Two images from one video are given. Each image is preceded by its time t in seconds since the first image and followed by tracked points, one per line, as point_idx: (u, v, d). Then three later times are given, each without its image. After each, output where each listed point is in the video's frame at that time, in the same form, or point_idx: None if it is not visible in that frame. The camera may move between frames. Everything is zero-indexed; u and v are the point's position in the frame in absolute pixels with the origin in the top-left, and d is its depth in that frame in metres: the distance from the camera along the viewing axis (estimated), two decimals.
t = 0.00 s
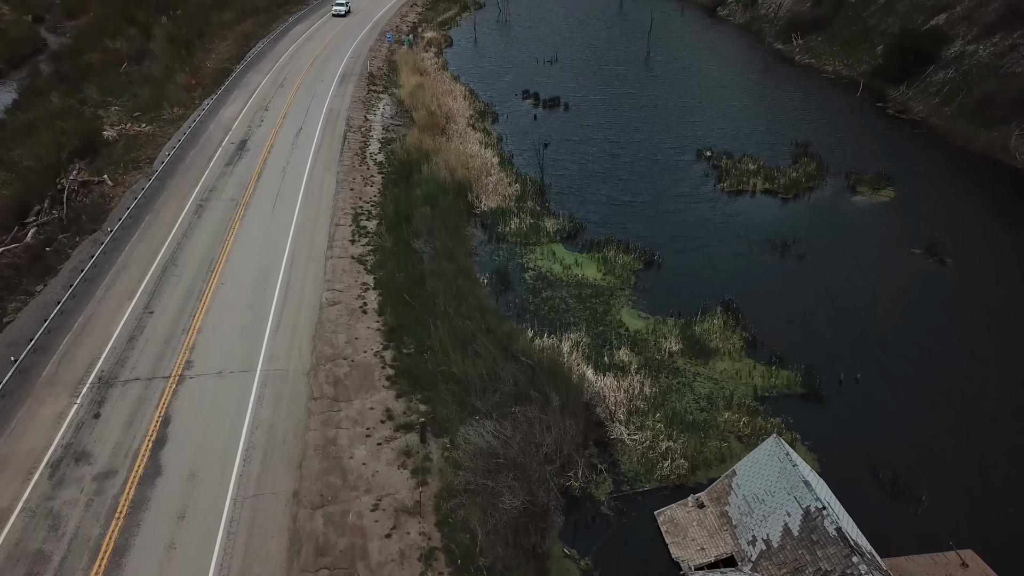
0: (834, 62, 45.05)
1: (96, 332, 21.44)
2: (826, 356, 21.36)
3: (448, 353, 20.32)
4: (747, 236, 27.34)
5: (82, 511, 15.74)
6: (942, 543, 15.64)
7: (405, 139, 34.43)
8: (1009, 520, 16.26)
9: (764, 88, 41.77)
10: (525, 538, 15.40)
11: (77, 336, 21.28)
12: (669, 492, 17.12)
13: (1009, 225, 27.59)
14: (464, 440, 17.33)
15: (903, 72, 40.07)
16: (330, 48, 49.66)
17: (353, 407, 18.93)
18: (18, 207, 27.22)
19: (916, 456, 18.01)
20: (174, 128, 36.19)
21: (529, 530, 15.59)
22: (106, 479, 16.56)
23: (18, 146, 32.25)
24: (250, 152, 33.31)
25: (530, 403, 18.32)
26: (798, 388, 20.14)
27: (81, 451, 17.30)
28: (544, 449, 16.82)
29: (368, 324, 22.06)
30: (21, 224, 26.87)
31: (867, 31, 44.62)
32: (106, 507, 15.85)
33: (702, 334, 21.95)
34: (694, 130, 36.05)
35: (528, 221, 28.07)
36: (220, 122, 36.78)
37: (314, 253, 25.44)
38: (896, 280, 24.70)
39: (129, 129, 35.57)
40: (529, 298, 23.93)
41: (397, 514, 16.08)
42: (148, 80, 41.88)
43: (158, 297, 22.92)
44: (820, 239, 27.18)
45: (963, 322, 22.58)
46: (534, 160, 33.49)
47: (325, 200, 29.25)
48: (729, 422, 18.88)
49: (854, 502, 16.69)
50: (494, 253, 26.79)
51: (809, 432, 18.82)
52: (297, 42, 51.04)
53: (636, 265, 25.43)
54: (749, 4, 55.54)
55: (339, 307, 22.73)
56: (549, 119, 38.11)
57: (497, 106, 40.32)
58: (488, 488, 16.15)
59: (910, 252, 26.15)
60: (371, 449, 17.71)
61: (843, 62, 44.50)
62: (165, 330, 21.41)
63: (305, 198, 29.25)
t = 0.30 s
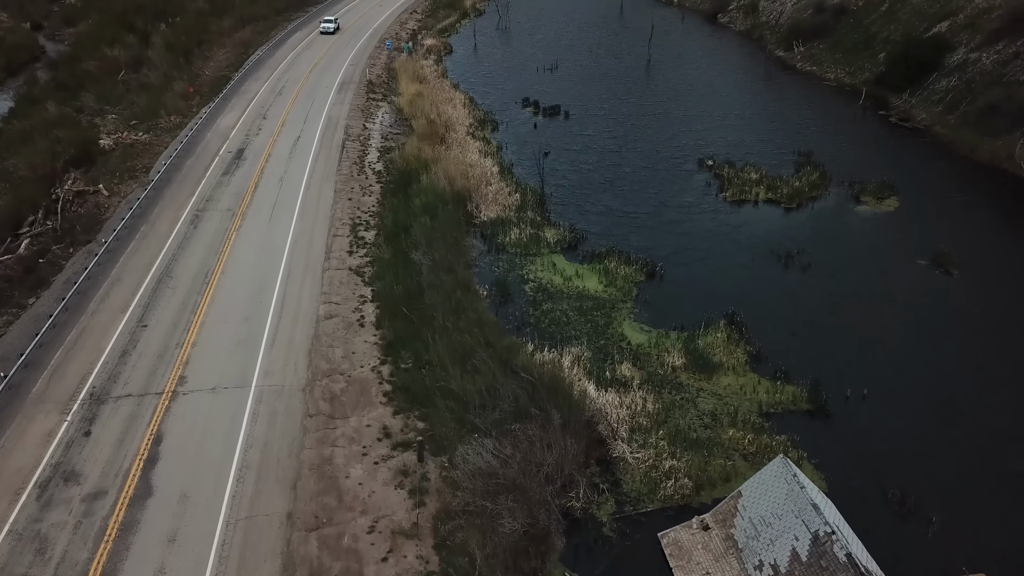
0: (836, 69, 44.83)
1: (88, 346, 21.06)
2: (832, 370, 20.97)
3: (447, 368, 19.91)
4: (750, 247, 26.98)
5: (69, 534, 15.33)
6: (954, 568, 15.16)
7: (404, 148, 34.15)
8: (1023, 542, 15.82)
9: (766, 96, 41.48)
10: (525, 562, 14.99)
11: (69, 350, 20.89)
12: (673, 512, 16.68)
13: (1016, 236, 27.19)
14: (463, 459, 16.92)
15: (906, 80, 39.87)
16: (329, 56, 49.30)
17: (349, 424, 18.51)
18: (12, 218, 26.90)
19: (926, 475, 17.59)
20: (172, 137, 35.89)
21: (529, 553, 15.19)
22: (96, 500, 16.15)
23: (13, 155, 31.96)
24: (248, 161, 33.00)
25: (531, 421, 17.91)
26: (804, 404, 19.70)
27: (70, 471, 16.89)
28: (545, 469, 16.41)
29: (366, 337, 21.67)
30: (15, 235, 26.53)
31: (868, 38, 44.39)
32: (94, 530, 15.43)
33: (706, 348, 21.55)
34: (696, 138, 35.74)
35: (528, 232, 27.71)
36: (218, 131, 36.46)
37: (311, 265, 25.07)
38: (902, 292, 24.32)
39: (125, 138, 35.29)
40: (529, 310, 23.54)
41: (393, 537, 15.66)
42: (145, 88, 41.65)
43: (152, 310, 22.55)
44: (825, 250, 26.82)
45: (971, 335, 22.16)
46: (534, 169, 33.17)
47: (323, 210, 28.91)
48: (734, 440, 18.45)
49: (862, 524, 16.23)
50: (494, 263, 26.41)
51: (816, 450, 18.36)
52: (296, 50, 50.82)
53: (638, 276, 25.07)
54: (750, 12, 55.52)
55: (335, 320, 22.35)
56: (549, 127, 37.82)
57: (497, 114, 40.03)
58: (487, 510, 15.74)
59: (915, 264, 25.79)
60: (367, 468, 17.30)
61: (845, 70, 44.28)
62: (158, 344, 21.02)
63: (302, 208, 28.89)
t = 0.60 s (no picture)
0: (838, 77, 44.63)
1: (80, 361, 20.67)
2: (838, 384, 20.58)
3: (445, 384, 19.49)
4: (753, 258, 26.62)
5: (56, 557, 14.91)
6: None
7: (403, 157, 33.85)
8: None
9: (768, 104, 41.20)
10: None
11: (61, 365, 20.50)
12: (677, 534, 16.24)
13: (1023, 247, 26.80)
14: (462, 479, 16.50)
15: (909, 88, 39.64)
16: (328, 64, 48.98)
17: (345, 442, 18.12)
18: (5, 229, 26.56)
19: (935, 494, 17.15)
20: (168, 146, 35.59)
21: None
22: (84, 521, 15.73)
23: (8, 164, 31.66)
24: (245, 170, 32.66)
25: (531, 439, 17.49)
26: (810, 421, 19.28)
27: (59, 491, 16.49)
28: (545, 490, 15.97)
29: (363, 352, 21.28)
30: (8, 246, 26.18)
31: (870, 46, 44.15)
32: (82, 553, 15.02)
33: (709, 363, 21.17)
34: (697, 147, 35.41)
35: (528, 242, 27.35)
36: (215, 139, 36.14)
37: (308, 276, 24.72)
38: (908, 304, 23.94)
39: (122, 147, 35.00)
40: (530, 323, 23.14)
41: (389, 560, 15.23)
42: (143, 95, 41.41)
43: (145, 324, 22.17)
44: (828, 261, 26.47)
45: (979, 349, 21.76)
46: (534, 178, 32.87)
47: (320, 220, 28.56)
48: (739, 458, 18.02)
49: (871, 546, 15.80)
50: (493, 274, 26.01)
51: (823, 468, 17.92)
52: (295, 57, 50.60)
53: (639, 288, 24.70)
54: (750, 19, 55.58)
55: (332, 334, 21.97)
56: (549, 135, 37.52)
57: (497, 123, 39.75)
58: (486, 532, 15.32)
59: (921, 275, 25.42)
60: (364, 488, 16.88)
61: (847, 78, 44.06)
62: (151, 359, 20.63)
63: (300, 218, 28.55)
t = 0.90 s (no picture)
0: (840, 86, 44.42)
1: (72, 376, 20.28)
2: (843, 399, 20.21)
3: (443, 401, 19.07)
4: (756, 270, 26.27)
5: None
6: None
7: (402, 166, 33.59)
8: None
9: (771, 113, 40.91)
10: None
11: (52, 380, 20.12)
12: (681, 557, 15.78)
13: None
14: (460, 500, 16.09)
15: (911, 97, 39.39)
16: (327, 72, 48.76)
17: (341, 461, 17.72)
18: None
19: (946, 515, 16.70)
20: (165, 155, 35.31)
21: None
22: (72, 544, 15.31)
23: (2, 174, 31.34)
24: (242, 180, 32.35)
25: (531, 458, 17.07)
26: (816, 439, 18.85)
27: (47, 513, 16.07)
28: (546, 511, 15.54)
29: (360, 367, 20.90)
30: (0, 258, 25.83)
31: (872, 54, 43.92)
32: None
33: (712, 378, 20.78)
34: (699, 157, 35.09)
35: (527, 254, 27.02)
36: (213, 149, 35.87)
37: (305, 289, 24.36)
38: (913, 317, 23.57)
39: (118, 156, 34.72)
40: (530, 336, 22.76)
41: None
42: (140, 104, 41.18)
43: (139, 338, 21.79)
44: (832, 273, 26.12)
45: (987, 364, 21.33)
46: (534, 188, 32.59)
47: (318, 231, 28.22)
48: (744, 478, 17.59)
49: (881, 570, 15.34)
50: (493, 286, 25.63)
51: (830, 488, 17.48)
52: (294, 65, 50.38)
53: (641, 301, 24.34)
54: (751, 27, 55.52)
55: (328, 348, 21.59)
56: (550, 145, 37.25)
57: (496, 132, 39.50)
58: (485, 556, 14.89)
59: (926, 287, 25.06)
60: (360, 509, 16.46)
61: (849, 86, 43.85)
62: (144, 375, 20.24)
63: (297, 230, 28.21)
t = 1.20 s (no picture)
0: (842, 94, 44.20)
1: (63, 392, 19.88)
2: (849, 416, 19.78)
3: (441, 417, 18.66)
4: (759, 282, 25.91)
5: None
6: None
7: (401, 176, 33.32)
8: None
9: (773, 122, 40.63)
10: None
11: (42, 396, 19.72)
12: None
13: None
14: (458, 522, 15.66)
15: (914, 106, 39.15)
16: (326, 80, 48.52)
17: (337, 480, 17.32)
18: None
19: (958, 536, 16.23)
20: (162, 165, 35.01)
21: None
22: (60, 568, 14.89)
23: None
24: (239, 190, 32.02)
25: (531, 477, 16.65)
26: (822, 457, 18.43)
27: (34, 535, 15.65)
28: (547, 534, 15.07)
29: (356, 382, 20.51)
30: None
31: (874, 62, 43.72)
32: None
33: (716, 394, 20.39)
34: (701, 167, 34.77)
35: (528, 265, 26.66)
36: (210, 158, 35.57)
37: (302, 302, 23.98)
38: (920, 330, 23.18)
39: (115, 165, 34.44)
40: (530, 350, 22.38)
41: None
42: (138, 113, 40.97)
43: (132, 352, 21.41)
44: (837, 285, 25.77)
45: (997, 379, 20.91)
46: (534, 198, 32.28)
47: (315, 242, 27.87)
48: (749, 498, 17.13)
49: None
50: (493, 299, 25.26)
51: (838, 509, 17.04)
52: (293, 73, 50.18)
53: (643, 314, 23.97)
54: (752, 35, 55.39)
55: (325, 363, 21.22)
56: (550, 154, 36.98)
57: (496, 141, 39.24)
58: None
59: (932, 300, 24.69)
60: (355, 531, 16.04)
61: (850, 94, 43.63)
62: (136, 390, 19.84)
63: (295, 241, 27.87)
